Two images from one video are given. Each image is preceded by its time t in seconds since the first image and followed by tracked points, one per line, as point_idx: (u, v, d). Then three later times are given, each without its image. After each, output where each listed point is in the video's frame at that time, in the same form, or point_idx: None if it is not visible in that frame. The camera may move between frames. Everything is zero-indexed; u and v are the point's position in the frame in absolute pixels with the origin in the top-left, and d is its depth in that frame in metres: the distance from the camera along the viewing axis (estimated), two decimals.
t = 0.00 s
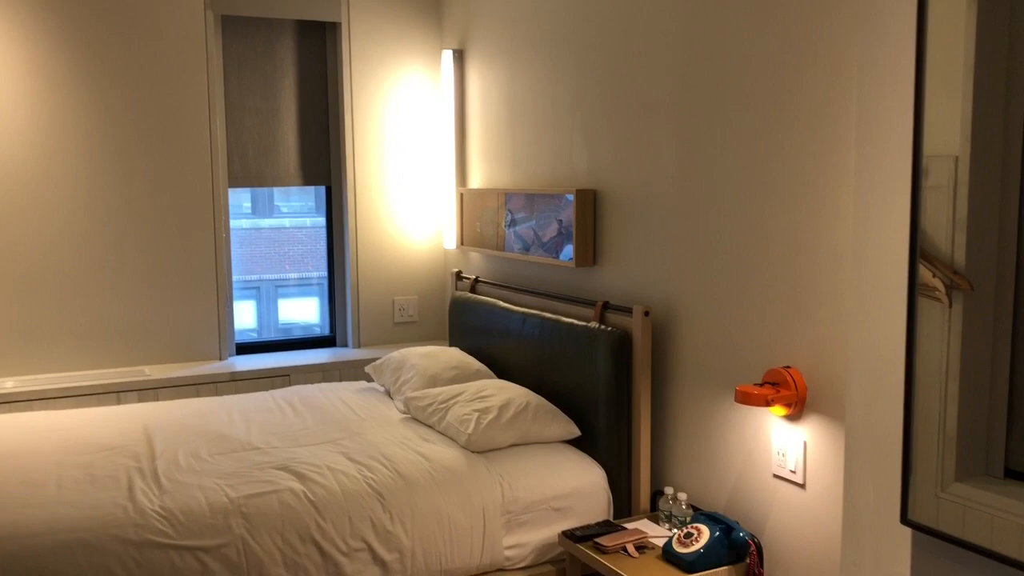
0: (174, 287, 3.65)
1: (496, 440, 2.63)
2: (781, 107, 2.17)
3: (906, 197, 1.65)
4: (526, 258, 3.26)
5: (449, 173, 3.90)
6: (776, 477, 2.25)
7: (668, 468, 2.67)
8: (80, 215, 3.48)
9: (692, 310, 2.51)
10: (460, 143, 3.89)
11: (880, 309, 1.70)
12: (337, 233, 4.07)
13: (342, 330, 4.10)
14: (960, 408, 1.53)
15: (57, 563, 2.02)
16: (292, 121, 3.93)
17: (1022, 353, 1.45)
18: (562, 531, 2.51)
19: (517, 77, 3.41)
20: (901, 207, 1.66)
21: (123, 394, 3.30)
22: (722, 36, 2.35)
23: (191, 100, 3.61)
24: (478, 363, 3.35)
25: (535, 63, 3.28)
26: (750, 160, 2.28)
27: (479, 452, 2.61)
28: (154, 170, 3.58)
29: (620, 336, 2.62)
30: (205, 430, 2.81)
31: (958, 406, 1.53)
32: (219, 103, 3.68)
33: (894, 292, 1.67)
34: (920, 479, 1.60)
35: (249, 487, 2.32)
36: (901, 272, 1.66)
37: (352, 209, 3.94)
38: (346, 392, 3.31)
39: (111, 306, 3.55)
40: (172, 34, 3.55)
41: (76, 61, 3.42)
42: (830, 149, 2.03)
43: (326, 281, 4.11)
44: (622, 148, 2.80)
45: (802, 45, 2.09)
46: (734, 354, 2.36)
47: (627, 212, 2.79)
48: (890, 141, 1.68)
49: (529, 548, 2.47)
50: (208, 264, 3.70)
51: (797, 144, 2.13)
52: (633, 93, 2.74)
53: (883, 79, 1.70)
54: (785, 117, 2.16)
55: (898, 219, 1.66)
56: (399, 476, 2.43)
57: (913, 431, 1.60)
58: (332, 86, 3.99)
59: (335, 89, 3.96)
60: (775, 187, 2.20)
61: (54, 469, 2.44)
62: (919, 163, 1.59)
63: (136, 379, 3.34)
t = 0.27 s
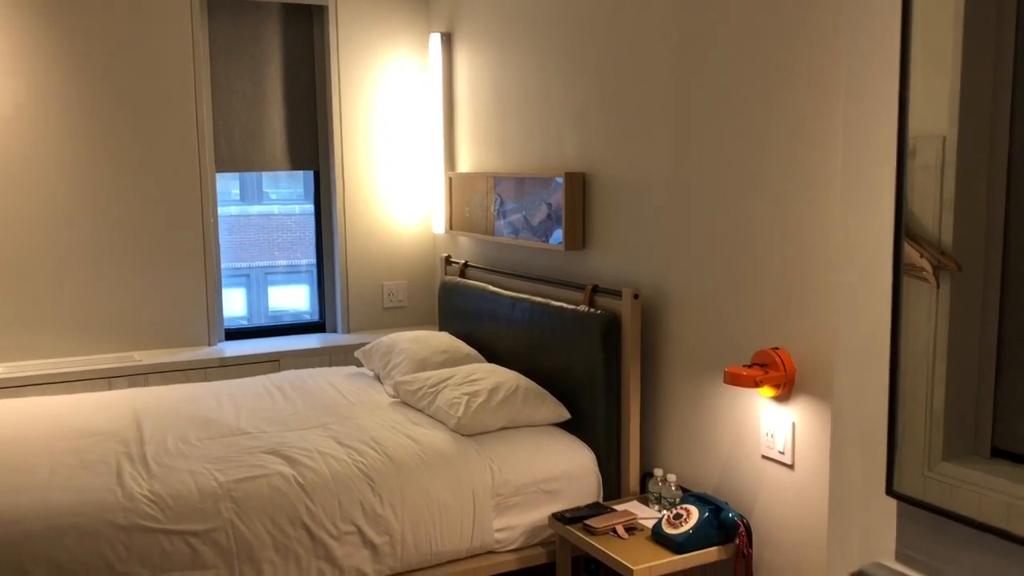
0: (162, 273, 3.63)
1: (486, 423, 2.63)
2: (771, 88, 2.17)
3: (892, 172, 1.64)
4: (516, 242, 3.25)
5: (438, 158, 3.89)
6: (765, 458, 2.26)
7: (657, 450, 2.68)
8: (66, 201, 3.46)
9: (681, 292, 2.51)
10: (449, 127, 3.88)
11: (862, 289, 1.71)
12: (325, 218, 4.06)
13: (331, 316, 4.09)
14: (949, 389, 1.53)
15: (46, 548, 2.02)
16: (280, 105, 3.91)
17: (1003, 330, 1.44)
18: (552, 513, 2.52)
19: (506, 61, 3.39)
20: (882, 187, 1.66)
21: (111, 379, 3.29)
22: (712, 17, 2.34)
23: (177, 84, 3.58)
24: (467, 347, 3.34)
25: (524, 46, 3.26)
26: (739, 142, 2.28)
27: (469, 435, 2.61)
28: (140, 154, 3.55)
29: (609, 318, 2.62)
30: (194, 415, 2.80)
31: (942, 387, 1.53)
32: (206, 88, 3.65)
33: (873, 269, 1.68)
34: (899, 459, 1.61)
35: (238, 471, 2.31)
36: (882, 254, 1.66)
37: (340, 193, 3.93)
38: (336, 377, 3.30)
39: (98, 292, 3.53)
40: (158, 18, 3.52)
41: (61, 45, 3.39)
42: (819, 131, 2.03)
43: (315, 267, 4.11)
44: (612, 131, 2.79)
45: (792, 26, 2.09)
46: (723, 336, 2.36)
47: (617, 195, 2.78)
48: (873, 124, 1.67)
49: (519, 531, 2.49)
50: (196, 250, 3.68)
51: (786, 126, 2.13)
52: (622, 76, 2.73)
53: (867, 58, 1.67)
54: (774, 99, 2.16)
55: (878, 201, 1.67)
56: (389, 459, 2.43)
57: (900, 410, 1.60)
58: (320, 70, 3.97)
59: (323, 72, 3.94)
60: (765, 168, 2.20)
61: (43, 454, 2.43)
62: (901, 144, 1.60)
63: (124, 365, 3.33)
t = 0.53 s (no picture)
0: (151, 256, 3.61)
1: (477, 404, 2.63)
2: (760, 65, 2.15)
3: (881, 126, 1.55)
4: (507, 223, 3.24)
5: (428, 139, 3.87)
6: (755, 436, 2.27)
7: (648, 430, 2.68)
8: (53, 184, 3.43)
9: (671, 272, 2.51)
10: (438, 108, 3.85)
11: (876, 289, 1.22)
12: (315, 200, 4.04)
13: (321, 298, 4.09)
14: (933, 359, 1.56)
15: (35, 530, 2.01)
16: (268, 87, 3.88)
17: (988, 329, 1.13)
18: (544, 492, 2.52)
19: (495, 41, 3.38)
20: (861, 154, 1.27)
21: (101, 362, 3.28)
22: None
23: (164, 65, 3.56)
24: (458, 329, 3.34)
25: (514, 26, 3.24)
26: (729, 120, 2.27)
27: (460, 416, 2.62)
28: (127, 137, 3.53)
29: (600, 299, 2.61)
30: (185, 397, 2.80)
31: (928, 406, 1.16)
32: (194, 69, 3.62)
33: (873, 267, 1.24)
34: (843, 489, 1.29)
35: (228, 452, 2.31)
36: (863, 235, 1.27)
37: (330, 175, 3.91)
38: (327, 359, 3.30)
39: (87, 275, 3.52)
40: None
41: (45, 26, 3.36)
42: (808, 109, 2.03)
43: (306, 253, 4.12)
44: (601, 111, 2.78)
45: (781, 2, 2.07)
46: (713, 315, 2.36)
47: (607, 175, 2.78)
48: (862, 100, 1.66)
49: (511, 510, 2.49)
50: (185, 233, 3.66)
51: (775, 103, 2.12)
52: (611, 54, 2.71)
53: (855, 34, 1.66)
54: (763, 76, 2.15)
55: (861, 168, 1.27)
56: (380, 439, 2.42)
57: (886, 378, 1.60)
58: (309, 50, 3.93)
59: (311, 53, 3.91)
60: (754, 146, 2.19)
61: (32, 437, 2.42)
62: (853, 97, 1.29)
63: (114, 348, 3.32)
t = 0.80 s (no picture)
0: (140, 236, 3.59)
1: (468, 382, 2.63)
2: (750, 40, 2.14)
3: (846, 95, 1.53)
4: (497, 202, 3.22)
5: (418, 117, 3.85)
6: (745, 413, 2.27)
7: (639, 408, 2.69)
8: (39, 163, 3.41)
9: (661, 249, 2.50)
10: (428, 87, 3.83)
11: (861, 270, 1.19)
12: (304, 180, 4.02)
13: (311, 280, 4.07)
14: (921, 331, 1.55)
15: (23, 509, 2.00)
16: (256, 65, 3.85)
17: (980, 300, 1.12)
18: (534, 471, 2.53)
19: (485, 18, 3.35)
20: (836, 128, 1.23)
21: (90, 343, 3.26)
22: None
23: (151, 44, 3.52)
24: (449, 309, 3.33)
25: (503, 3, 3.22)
26: (719, 96, 2.25)
27: (451, 395, 2.61)
28: (114, 116, 3.50)
29: (591, 277, 2.61)
30: (174, 378, 2.79)
31: (918, 383, 1.14)
32: (181, 48, 3.59)
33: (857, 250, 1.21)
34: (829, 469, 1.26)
35: (218, 431, 2.30)
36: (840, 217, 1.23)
37: (319, 154, 3.89)
38: (317, 340, 3.29)
39: (75, 256, 3.49)
40: None
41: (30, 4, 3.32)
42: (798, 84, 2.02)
43: (297, 236, 4.11)
44: (592, 88, 2.76)
45: None
46: (703, 293, 2.36)
47: (597, 153, 2.77)
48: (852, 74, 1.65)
49: (500, 488, 2.50)
50: (174, 213, 3.64)
51: (766, 78, 2.10)
52: (602, 31, 2.69)
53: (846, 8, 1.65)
54: (754, 51, 2.13)
55: (839, 144, 1.23)
56: (370, 418, 2.42)
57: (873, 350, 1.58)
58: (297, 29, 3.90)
59: (300, 32, 3.88)
60: (744, 123, 2.18)
61: (21, 417, 2.41)
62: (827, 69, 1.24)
63: (103, 328, 3.30)
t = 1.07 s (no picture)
0: (127, 216, 3.57)
1: (456, 361, 2.63)
2: (739, 16, 2.13)
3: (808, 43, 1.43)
4: (486, 181, 3.21)
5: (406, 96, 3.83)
6: (733, 391, 2.27)
7: (627, 386, 2.69)
8: (23, 142, 3.37)
9: (650, 228, 2.50)
10: (417, 65, 3.81)
11: (844, 253, 1.10)
12: (292, 160, 3.99)
13: (300, 260, 4.05)
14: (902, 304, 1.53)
15: (9, 488, 1.99)
16: (243, 43, 3.82)
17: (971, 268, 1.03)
18: (523, 449, 2.54)
19: None
20: (807, 103, 1.15)
21: (77, 323, 3.25)
22: None
23: (136, 21, 3.49)
24: (437, 289, 3.33)
25: None
26: (708, 73, 2.24)
27: (439, 374, 2.61)
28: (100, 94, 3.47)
29: (579, 256, 2.60)
30: (161, 357, 2.78)
31: (906, 357, 1.05)
32: (167, 25, 3.55)
33: (840, 235, 1.11)
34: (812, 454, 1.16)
35: (205, 409, 2.30)
36: (817, 197, 1.14)
37: (306, 132, 3.86)
38: (305, 319, 3.28)
39: (62, 235, 3.47)
40: None
41: None
42: (787, 60, 2.01)
43: (285, 219, 4.09)
44: (580, 66, 2.75)
45: None
46: (691, 271, 2.36)
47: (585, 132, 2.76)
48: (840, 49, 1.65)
49: (489, 467, 2.50)
50: (161, 193, 3.61)
51: (755, 55, 2.10)
52: (591, 7, 2.68)
53: None
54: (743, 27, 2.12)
55: (823, 110, 1.12)
56: (358, 396, 2.42)
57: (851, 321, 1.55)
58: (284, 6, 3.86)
59: (287, 9, 3.85)
60: (733, 100, 2.17)
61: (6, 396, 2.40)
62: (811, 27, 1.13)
63: (90, 308, 3.29)
